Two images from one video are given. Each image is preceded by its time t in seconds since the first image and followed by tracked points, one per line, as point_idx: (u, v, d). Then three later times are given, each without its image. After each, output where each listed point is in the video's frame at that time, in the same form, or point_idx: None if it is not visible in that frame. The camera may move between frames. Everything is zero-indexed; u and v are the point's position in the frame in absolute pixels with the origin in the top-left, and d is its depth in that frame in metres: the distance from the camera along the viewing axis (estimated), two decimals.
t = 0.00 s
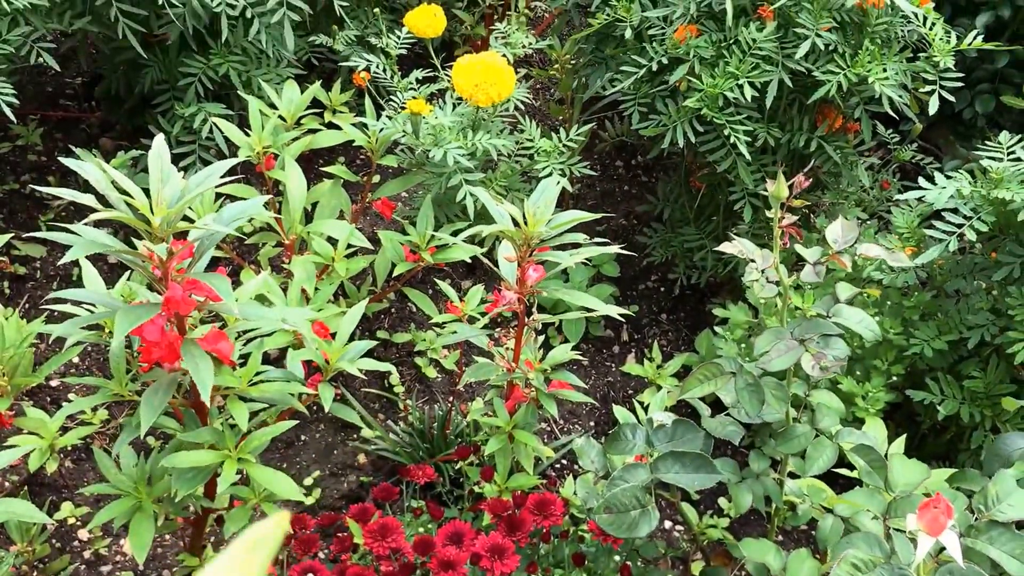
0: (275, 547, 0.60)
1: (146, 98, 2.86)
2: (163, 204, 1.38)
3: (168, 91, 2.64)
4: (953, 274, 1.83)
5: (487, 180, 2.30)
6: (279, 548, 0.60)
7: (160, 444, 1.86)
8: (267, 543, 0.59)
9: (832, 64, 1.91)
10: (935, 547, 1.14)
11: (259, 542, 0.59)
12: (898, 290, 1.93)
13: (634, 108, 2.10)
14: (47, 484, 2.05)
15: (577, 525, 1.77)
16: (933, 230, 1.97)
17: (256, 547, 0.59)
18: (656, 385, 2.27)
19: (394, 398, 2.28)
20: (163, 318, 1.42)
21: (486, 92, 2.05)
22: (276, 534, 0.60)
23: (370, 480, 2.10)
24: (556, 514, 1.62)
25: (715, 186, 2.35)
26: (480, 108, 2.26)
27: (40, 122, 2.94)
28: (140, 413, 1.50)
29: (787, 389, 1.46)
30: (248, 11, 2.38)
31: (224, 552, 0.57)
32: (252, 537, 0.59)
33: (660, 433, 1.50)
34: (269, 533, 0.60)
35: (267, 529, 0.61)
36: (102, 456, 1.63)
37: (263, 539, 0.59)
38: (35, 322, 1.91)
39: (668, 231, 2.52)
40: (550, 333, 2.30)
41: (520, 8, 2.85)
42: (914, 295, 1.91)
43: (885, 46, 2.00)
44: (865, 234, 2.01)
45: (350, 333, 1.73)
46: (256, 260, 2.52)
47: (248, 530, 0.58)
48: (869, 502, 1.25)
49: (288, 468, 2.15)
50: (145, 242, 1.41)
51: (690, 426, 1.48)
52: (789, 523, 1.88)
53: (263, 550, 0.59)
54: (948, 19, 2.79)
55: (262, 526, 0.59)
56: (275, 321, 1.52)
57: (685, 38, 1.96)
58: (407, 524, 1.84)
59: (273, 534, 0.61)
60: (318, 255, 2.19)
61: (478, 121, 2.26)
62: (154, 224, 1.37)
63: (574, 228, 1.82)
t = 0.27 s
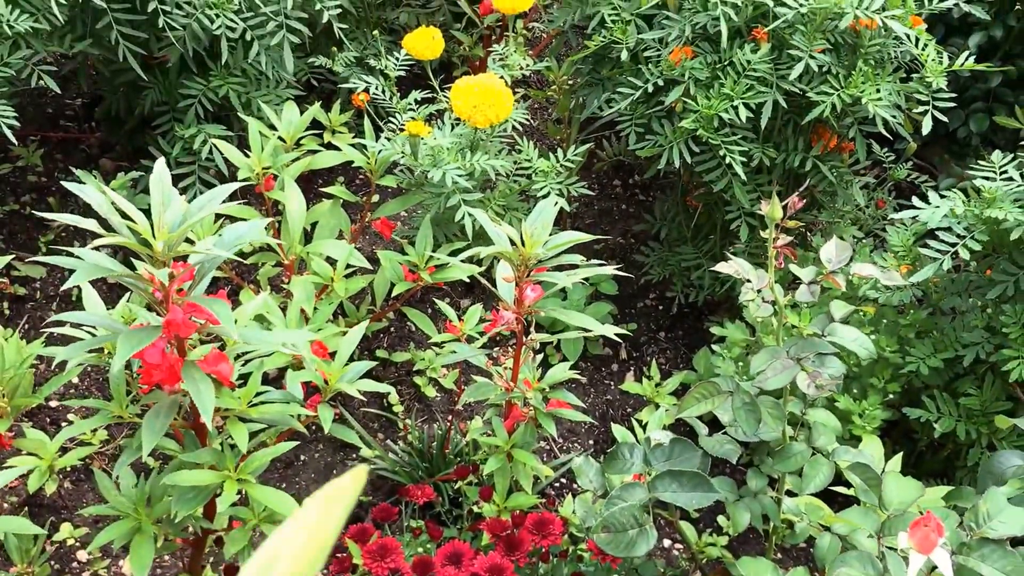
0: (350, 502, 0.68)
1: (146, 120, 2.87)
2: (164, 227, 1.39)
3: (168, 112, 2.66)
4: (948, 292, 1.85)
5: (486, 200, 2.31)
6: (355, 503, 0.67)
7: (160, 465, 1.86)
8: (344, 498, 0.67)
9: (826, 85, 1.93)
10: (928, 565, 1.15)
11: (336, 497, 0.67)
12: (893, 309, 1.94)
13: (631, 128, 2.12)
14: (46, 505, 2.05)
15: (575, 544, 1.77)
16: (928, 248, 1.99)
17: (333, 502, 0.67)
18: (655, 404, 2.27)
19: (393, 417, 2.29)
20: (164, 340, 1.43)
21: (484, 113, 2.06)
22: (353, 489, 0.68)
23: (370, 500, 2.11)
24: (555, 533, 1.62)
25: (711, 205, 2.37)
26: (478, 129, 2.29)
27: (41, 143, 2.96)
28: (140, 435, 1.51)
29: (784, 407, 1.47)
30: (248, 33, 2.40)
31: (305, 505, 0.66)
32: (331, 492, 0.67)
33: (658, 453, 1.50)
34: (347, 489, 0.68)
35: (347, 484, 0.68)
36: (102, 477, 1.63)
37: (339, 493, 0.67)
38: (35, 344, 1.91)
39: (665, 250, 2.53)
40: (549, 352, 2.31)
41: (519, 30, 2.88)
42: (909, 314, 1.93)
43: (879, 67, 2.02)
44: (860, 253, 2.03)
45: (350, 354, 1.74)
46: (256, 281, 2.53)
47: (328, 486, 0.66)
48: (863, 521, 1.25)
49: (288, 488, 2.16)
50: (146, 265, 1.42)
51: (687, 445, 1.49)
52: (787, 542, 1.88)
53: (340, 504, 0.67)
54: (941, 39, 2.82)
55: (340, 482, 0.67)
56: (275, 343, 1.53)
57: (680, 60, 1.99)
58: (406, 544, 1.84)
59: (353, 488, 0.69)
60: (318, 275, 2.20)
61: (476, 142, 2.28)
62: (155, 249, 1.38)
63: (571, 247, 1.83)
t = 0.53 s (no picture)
0: (391, 527, 0.90)
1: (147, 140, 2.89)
2: (162, 249, 1.40)
3: (168, 133, 2.68)
4: (943, 309, 1.86)
5: (485, 219, 2.33)
6: (392, 529, 0.89)
7: (159, 485, 1.87)
8: (384, 524, 0.89)
9: (820, 105, 1.95)
10: None
11: (377, 522, 0.89)
12: (890, 326, 1.95)
13: (628, 148, 2.13)
14: (46, 526, 2.06)
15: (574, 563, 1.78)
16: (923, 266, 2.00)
17: (375, 525, 0.89)
18: (654, 422, 2.28)
19: (393, 436, 2.29)
20: (162, 361, 1.44)
21: (482, 134, 2.08)
22: (392, 517, 0.90)
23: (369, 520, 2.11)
24: (553, 552, 1.63)
25: (709, 223, 2.38)
26: (476, 149, 2.30)
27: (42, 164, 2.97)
28: (139, 456, 1.52)
29: (780, 425, 1.47)
30: (248, 55, 2.43)
31: (355, 526, 0.88)
32: (374, 519, 0.89)
33: (655, 471, 1.51)
34: (387, 516, 0.90)
35: (387, 513, 0.91)
36: (101, 498, 1.64)
37: (381, 521, 0.89)
38: (35, 365, 1.92)
39: (663, 267, 2.55)
40: (548, 370, 2.32)
41: (516, 50, 2.90)
42: (906, 331, 1.93)
43: (873, 86, 2.04)
44: (856, 271, 2.04)
45: (348, 373, 1.75)
46: (256, 300, 2.54)
47: (372, 515, 0.89)
48: (857, 538, 1.26)
49: (287, 508, 2.16)
50: (144, 287, 1.43)
51: (684, 464, 1.50)
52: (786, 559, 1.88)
53: (380, 528, 0.89)
54: (936, 58, 2.84)
55: (381, 513, 0.90)
56: (273, 363, 1.54)
57: (675, 80, 1.99)
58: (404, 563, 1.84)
59: (391, 517, 0.91)
60: (317, 294, 2.21)
61: (474, 161, 2.29)
62: (153, 270, 1.39)
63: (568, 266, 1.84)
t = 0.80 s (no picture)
0: None
1: (147, 160, 2.91)
2: (163, 270, 1.41)
3: (169, 153, 2.69)
4: (940, 325, 1.87)
5: (483, 237, 2.34)
6: None
7: (159, 504, 1.87)
8: None
9: (816, 123, 1.97)
10: None
11: None
12: (886, 343, 1.96)
13: (625, 166, 2.14)
14: (45, 546, 2.06)
15: None
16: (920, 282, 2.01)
17: None
18: (653, 439, 2.28)
19: (393, 454, 2.29)
20: (162, 382, 1.45)
21: (481, 154, 2.09)
22: None
23: (368, 538, 2.11)
24: (553, 569, 1.63)
25: (707, 240, 2.39)
26: (475, 168, 2.32)
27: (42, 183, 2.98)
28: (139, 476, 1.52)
29: (777, 443, 1.47)
30: (248, 76, 2.45)
31: None
32: None
33: (654, 488, 1.52)
34: None
35: None
36: (101, 518, 1.64)
37: None
38: (34, 385, 1.93)
39: (662, 284, 2.55)
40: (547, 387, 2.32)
41: (515, 69, 2.92)
42: (903, 347, 1.94)
43: (868, 105, 2.06)
44: (853, 288, 2.05)
45: (348, 392, 1.75)
46: (255, 318, 2.55)
47: None
48: (851, 557, 1.26)
49: (287, 527, 2.16)
50: (145, 307, 1.44)
51: (683, 481, 1.51)
52: None
53: None
54: (931, 75, 2.87)
55: None
56: (272, 383, 1.55)
57: (672, 100, 2.01)
58: None
59: None
60: (317, 313, 2.22)
61: (473, 180, 2.31)
62: (154, 291, 1.40)
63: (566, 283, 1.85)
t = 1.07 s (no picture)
0: None
1: (147, 178, 2.92)
2: (161, 290, 1.42)
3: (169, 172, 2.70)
4: (937, 342, 1.87)
5: (482, 254, 2.35)
6: None
7: (158, 524, 1.87)
8: None
9: (811, 141, 1.98)
10: None
11: None
12: (884, 359, 1.96)
13: (622, 184, 2.16)
14: (43, 565, 2.06)
15: None
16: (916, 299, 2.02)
17: None
18: (652, 455, 2.28)
19: (392, 472, 2.29)
20: (161, 401, 1.45)
21: (479, 172, 2.10)
22: None
23: (367, 556, 2.11)
24: None
25: (704, 257, 2.40)
26: (473, 186, 2.33)
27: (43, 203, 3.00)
28: (137, 496, 1.52)
29: (775, 460, 1.48)
30: (248, 95, 2.46)
31: None
32: None
33: (651, 506, 1.52)
34: None
35: None
36: (100, 538, 1.64)
37: None
38: (34, 405, 1.93)
39: (660, 300, 2.56)
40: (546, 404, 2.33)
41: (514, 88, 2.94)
42: (900, 364, 1.95)
43: (863, 123, 2.07)
44: (849, 305, 2.06)
45: (346, 411, 1.76)
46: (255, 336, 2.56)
47: None
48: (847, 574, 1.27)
49: (286, 545, 2.16)
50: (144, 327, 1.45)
51: (681, 499, 1.51)
52: None
53: None
54: (927, 92, 2.88)
55: None
56: (270, 401, 1.55)
57: (668, 118, 2.02)
58: None
59: None
60: (316, 331, 2.22)
61: (472, 198, 2.32)
62: (152, 311, 1.41)
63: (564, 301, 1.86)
